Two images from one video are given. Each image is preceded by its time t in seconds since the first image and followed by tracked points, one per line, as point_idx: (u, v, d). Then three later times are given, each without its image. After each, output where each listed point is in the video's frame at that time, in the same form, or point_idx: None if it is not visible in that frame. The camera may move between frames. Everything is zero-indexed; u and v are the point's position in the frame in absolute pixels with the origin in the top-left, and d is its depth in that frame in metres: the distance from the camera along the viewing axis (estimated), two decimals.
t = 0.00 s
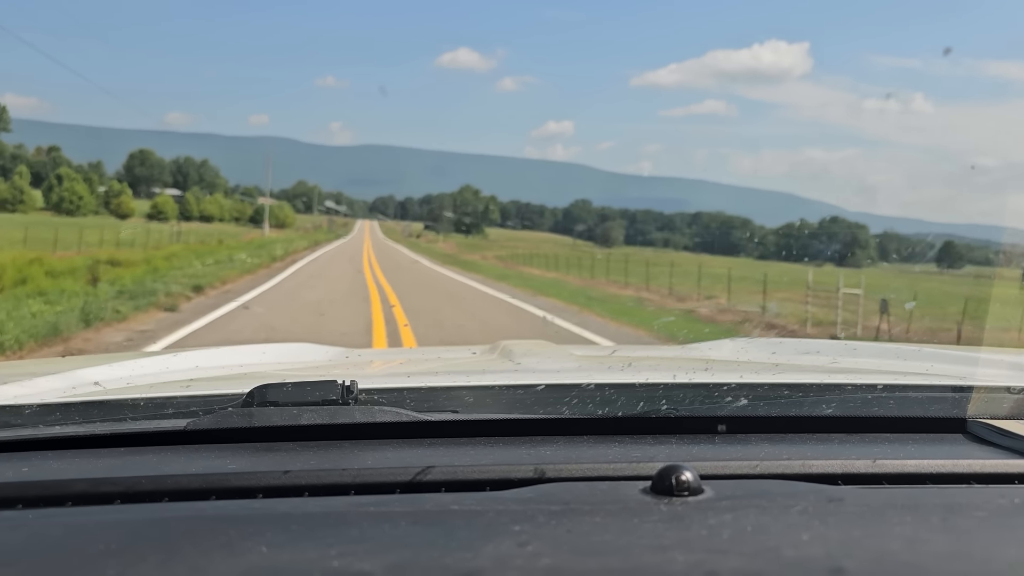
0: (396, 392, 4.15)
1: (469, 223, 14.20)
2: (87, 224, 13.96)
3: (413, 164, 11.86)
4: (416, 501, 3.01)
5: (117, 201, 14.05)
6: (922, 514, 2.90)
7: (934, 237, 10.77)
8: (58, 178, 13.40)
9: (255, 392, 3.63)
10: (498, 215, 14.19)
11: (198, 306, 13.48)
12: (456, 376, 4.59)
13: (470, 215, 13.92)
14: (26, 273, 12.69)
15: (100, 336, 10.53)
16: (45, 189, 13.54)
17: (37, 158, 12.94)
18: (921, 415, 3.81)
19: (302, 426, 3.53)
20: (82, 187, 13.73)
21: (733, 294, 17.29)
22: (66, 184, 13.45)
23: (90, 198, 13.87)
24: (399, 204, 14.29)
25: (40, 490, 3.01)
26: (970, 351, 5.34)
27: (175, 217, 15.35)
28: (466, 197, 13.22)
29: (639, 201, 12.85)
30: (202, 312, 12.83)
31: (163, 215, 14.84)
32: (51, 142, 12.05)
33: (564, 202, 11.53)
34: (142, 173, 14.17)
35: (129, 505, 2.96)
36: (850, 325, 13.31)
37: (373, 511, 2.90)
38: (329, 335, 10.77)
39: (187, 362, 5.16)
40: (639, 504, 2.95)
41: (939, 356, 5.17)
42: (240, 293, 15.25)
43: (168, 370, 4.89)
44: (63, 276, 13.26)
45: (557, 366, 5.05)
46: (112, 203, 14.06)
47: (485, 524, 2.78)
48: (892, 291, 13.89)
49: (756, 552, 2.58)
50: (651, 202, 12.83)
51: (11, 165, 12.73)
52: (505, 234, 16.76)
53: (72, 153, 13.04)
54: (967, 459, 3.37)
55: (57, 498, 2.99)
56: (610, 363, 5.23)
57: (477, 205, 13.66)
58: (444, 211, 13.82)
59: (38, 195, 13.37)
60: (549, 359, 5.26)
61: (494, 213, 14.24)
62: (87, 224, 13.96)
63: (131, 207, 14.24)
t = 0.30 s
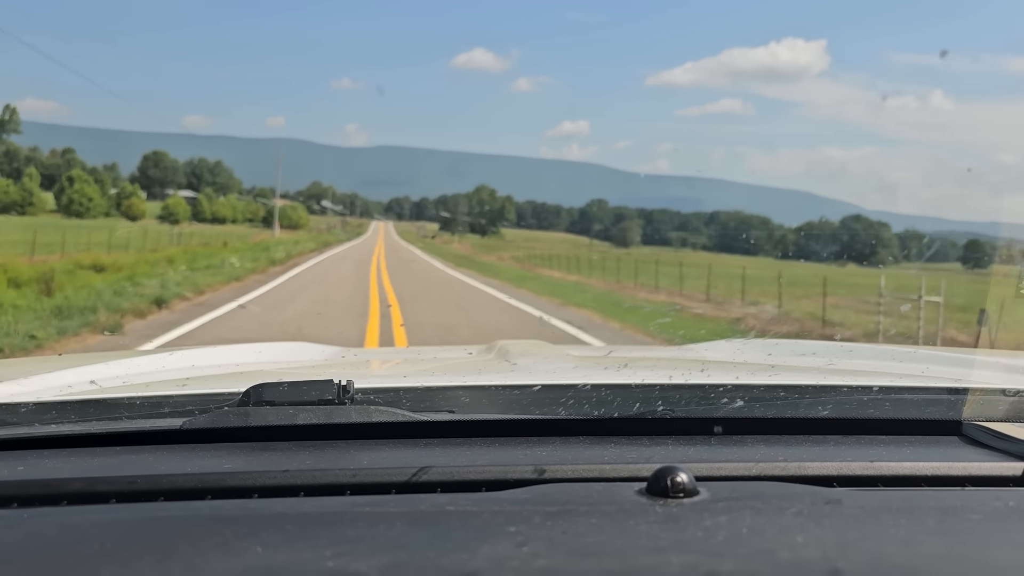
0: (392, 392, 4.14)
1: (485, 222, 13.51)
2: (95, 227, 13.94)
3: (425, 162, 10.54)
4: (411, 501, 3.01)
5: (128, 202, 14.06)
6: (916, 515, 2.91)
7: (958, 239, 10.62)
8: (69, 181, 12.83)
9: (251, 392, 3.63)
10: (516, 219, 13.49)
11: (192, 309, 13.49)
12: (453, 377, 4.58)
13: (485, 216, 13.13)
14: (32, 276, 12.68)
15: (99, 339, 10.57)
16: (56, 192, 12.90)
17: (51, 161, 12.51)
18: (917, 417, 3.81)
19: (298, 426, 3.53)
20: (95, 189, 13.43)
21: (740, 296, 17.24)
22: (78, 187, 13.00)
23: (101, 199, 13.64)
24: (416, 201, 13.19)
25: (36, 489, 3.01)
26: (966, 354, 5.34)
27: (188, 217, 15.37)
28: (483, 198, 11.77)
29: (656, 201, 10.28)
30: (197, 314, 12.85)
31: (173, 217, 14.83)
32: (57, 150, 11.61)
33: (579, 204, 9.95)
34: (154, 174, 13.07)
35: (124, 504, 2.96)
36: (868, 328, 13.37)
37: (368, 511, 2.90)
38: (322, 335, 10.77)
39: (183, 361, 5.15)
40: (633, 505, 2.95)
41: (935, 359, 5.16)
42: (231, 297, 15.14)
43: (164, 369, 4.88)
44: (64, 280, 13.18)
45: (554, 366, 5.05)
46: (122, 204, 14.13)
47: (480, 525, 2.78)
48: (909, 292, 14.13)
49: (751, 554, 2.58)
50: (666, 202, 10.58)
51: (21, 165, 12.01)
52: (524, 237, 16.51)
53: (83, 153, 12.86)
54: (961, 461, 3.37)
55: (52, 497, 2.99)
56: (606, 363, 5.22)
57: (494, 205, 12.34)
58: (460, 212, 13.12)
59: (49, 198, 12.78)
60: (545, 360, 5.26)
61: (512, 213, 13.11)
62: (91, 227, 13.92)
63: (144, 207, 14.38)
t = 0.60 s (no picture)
0: (389, 393, 4.14)
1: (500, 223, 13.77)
2: (95, 229, 13.63)
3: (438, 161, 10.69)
4: (408, 502, 3.00)
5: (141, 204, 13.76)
6: (914, 516, 2.91)
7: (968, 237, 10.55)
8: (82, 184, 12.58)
9: (248, 393, 3.62)
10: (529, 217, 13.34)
11: (185, 312, 13.46)
12: (450, 378, 4.58)
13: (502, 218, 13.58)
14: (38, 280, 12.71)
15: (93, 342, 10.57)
16: (64, 193, 12.34)
17: (68, 163, 11.54)
18: (914, 418, 3.81)
19: (294, 427, 3.53)
20: (103, 191, 13.18)
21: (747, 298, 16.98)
22: (87, 189, 12.70)
23: (109, 200, 13.34)
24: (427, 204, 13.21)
25: (33, 491, 3.00)
26: (964, 355, 5.33)
27: (197, 221, 15.76)
28: (495, 200, 12.50)
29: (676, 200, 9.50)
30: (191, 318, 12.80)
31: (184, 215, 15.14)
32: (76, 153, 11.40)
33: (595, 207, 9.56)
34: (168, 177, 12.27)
35: (121, 506, 2.95)
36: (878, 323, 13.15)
37: (365, 513, 2.90)
38: (319, 338, 10.63)
39: (179, 362, 5.13)
40: (631, 506, 2.94)
41: (933, 360, 5.15)
42: (223, 300, 15.09)
43: (161, 370, 4.86)
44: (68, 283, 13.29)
45: (551, 368, 5.04)
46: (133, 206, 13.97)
47: (477, 526, 2.78)
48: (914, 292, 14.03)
49: (749, 556, 2.58)
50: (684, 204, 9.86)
51: (33, 168, 11.15)
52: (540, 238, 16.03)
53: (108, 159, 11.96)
54: (958, 462, 3.37)
55: (49, 498, 2.98)
56: (604, 364, 5.21)
57: (508, 206, 12.85)
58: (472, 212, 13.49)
59: (58, 200, 12.14)
60: (543, 361, 5.25)
61: (527, 214, 13.34)
62: (93, 228, 13.60)
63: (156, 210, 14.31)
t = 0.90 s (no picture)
0: (391, 394, 4.14)
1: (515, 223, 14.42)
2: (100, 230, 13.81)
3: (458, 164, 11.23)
4: (410, 502, 3.00)
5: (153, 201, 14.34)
6: (915, 515, 2.90)
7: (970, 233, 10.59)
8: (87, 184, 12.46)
9: (249, 393, 3.62)
10: (544, 217, 13.67)
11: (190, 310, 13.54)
12: (451, 378, 4.58)
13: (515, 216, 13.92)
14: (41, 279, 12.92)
15: (98, 341, 10.62)
16: (73, 196, 12.58)
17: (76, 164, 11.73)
18: (916, 417, 3.81)
19: (296, 427, 3.53)
20: (110, 192, 13.43)
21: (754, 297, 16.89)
22: (93, 191, 12.72)
23: (116, 202, 13.57)
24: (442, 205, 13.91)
25: (35, 492, 3.01)
26: (966, 354, 5.32)
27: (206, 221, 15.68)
28: (511, 199, 12.99)
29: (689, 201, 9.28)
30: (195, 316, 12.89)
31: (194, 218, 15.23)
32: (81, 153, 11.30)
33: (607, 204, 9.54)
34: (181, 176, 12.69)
35: (124, 506, 2.95)
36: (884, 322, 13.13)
37: (367, 513, 2.90)
38: (321, 338, 10.63)
39: (181, 363, 5.14)
40: (632, 506, 2.94)
41: (934, 359, 5.15)
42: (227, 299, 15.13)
43: (163, 371, 4.87)
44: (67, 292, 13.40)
45: (553, 367, 5.05)
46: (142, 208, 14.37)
47: (478, 525, 2.78)
48: (917, 291, 14.12)
49: (751, 554, 2.58)
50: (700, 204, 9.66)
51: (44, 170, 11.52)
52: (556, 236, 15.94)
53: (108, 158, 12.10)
54: (961, 461, 3.37)
55: (51, 499, 2.98)
56: (605, 364, 5.22)
57: (523, 207, 13.39)
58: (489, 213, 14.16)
59: (66, 202, 12.42)
60: (545, 360, 5.26)
61: (541, 215, 13.75)
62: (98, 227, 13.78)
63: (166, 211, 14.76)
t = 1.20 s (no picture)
0: (390, 395, 4.14)
1: (529, 223, 15.59)
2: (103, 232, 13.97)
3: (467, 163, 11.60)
4: (409, 504, 3.00)
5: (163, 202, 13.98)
6: (915, 519, 2.90)
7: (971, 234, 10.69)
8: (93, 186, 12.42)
9: (248, 394, 3.61)
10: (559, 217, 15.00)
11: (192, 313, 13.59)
12: (451, 379, 4.59)
13: (529, 215, 15.24)
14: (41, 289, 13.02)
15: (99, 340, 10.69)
16: (79, 197, 12.50)
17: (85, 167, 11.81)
18: (915, 420, 3.81)
19: (295, 428, 3.53)
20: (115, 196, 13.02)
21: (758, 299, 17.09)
22: (100, 193, 12.53)
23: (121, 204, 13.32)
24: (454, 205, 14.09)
25: (33, 493, 3.00)
26: (966, 356, 5.33)
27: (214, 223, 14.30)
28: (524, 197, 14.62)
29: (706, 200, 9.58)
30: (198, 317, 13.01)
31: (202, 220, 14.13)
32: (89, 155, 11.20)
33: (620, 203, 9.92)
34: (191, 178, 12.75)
35: (122, 507, 2.95)
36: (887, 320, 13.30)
37: (365, 515, 2.89)
38: (324, 338, 10.69)
39: (180, 364, 5.14)
40: (631, 508, 2.94)
41: (933, 361, 5.15)
42: (229, 301, 15.18)
43: (163, 371, 4.87)
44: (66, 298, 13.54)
45: (552, 369, 5.06)
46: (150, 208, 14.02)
47: (477, 528, 2.78)
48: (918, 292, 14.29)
49: (750, 558, 2.57)
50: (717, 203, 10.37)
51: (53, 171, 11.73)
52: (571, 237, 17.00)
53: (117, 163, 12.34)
54: (960, 464, 3.36)
55: (50, 500, 2.98)
56: (605, 365, 5.23)
57: (537, 206, 14.89)
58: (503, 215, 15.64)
59: (71, 204, 12.40)
60: (544, 362, 5.27)
61: (555, 214, 15.16)
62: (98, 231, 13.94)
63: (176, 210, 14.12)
